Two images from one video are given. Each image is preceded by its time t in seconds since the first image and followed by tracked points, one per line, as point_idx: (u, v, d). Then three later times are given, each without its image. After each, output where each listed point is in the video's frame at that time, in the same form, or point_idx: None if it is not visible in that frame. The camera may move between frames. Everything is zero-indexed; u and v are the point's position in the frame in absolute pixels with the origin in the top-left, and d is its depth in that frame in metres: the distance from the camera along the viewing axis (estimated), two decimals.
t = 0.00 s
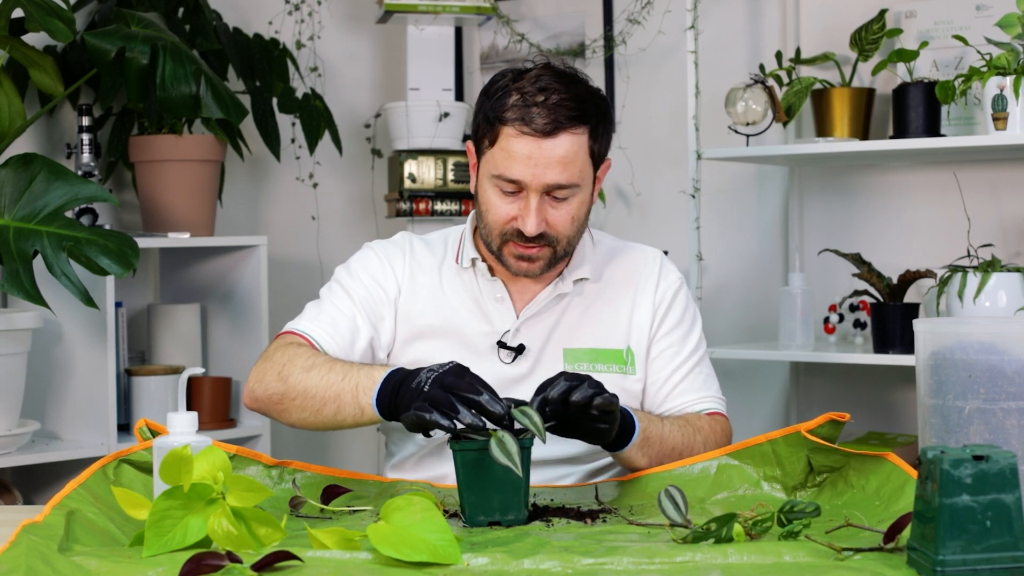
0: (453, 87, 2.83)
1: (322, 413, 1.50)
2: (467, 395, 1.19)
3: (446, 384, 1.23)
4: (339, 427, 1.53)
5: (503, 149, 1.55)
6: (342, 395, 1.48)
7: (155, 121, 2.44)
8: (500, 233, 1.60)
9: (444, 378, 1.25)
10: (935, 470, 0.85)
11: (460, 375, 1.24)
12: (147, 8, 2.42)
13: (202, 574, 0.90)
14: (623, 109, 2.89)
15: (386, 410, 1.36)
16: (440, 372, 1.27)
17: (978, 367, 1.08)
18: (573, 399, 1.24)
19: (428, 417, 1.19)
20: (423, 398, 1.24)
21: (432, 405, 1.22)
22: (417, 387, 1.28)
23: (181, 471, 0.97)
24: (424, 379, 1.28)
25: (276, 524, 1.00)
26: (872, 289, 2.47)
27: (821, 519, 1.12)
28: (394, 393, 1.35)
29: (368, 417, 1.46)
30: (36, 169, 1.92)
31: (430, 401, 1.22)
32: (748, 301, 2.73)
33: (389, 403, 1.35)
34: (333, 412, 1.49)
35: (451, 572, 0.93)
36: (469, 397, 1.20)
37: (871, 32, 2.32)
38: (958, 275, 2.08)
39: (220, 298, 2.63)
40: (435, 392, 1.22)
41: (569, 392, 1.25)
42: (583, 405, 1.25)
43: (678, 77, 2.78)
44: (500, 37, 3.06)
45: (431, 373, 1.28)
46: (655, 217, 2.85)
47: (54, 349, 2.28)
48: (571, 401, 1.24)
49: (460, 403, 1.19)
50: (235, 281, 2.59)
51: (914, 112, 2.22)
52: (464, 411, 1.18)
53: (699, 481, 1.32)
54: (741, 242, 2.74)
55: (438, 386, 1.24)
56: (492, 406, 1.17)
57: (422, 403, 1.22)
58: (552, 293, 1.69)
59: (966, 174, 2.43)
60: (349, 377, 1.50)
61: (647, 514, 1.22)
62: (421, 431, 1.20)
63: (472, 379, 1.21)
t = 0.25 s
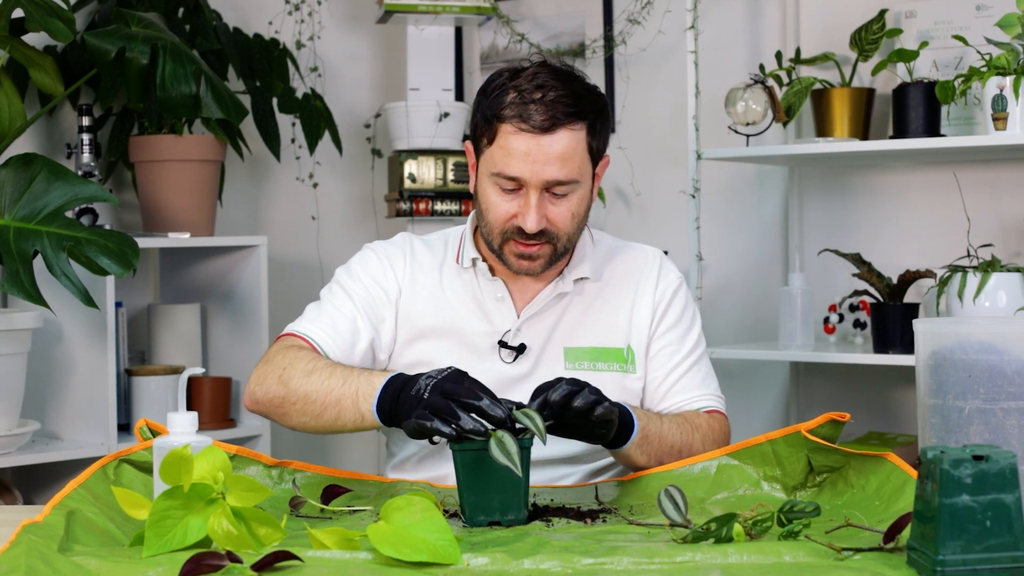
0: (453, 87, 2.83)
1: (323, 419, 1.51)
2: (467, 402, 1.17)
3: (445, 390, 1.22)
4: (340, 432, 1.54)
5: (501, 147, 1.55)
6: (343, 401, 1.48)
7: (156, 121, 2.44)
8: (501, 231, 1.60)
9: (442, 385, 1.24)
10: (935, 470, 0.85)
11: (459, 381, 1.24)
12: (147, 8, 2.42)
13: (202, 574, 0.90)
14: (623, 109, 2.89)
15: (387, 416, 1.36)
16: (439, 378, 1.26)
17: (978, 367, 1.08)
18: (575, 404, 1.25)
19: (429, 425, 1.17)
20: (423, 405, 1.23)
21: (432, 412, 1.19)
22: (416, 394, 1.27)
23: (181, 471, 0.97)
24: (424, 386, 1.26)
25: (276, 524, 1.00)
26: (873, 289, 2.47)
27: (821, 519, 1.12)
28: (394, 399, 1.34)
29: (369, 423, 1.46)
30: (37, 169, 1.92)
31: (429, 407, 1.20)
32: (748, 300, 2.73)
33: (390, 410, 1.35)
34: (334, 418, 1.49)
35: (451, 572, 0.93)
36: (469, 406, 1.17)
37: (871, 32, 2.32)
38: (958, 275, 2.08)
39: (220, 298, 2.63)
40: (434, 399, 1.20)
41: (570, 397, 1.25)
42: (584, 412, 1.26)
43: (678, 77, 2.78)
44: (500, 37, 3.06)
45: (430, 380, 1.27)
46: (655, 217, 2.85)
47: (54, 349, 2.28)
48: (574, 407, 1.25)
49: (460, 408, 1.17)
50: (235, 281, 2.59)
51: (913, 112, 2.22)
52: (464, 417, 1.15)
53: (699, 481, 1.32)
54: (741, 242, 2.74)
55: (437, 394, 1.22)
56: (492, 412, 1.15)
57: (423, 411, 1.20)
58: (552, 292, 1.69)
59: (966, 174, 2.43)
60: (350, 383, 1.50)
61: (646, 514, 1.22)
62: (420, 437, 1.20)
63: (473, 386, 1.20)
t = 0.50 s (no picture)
0: (453, 87, 2.83)
1: (323, 422, 1.51)
2: (462, 407, 1.18)
3: (441, 394, 1.22)
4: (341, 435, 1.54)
5: (501, 144, 1.55)
6: (343, 404, 1.48)
7: (156, 121, 2.44)
8: (501, 229, 1.60)
9: (439, 388, 1.25)
10: (935, 469, 0.86)
11: (456, 386, 1.25)
12: (147, 8, 2.42)
13: (202, 574, 0.90)
14: (623, 109, 2.89)
15: (386, 420, 1.36)
16: (435, 383, 1.27)
17: (978, 367, 1.08)
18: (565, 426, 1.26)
19: (426, 431, 1.18)
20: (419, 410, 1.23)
21: (428, 417, 1.19)
22: (413, 397, 1.28)
23: (181, 471, 0.97)
24: (421, 391, 1.27)
25: (276, 524, 1.00)
26: (872, 289, 2.47)
27: (821, 519, 1.12)
28: (393, 403, 1.34)
29: (369, 426, 1.46)
30: (37, 169, 1.92)
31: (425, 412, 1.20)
32: (748, 300, 2.73)
33: (391, 412, 1.34)
34: (334, 421, 1.49)
35: (451, 571, 0.93)
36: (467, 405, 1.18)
37: (871, 32, 2.32)
38: (958, 275, 2.08)
39: (220, 298, 2.63)
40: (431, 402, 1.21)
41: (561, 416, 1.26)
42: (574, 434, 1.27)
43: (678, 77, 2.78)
44: (500, 37, 3.07)
45: (427, 385, 1.27)
46: (654, 217, 2.85)
47: (53, 349, 2.28)
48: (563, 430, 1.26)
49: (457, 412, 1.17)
50: (235, 281, 2.59)
51: (913, 112, 2.22)
52: (458, 422, 1.15)
53: (699, 480, 1.32)
54: (741, 242, 2.74)
55: (434, 398, 1.23)
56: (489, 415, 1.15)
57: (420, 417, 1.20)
58: (552, 292, 1.69)
59: (966, 174, 2.43)
60: (349, 386, 1.49)
61: (647, 514, 1.22)
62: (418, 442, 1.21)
63: (468, 391, 1.20)
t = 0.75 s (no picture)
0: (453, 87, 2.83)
1: (309, 408, 1.51)
2: (448, 377, 1.23)
3: (427, 365, 1.26)
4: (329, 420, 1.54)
5: (499, 143, 1.55)
6: (326, 387, 1.49)
7: (156, 121, 2.44)
8: (499, 228, 1.60)
9: (422, 360, 1.27)
10: (935, 469, 0.86)
11: (439, 356, 1.27)
12: (147, 8, 2.42)
13: (202, 574, 0.90)
14: (623, 109, 2.89)
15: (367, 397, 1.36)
16: (418, 356, 1.29)
17: (978, 367, 1.08)
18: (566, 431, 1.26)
19: (411, 403, 1.23)
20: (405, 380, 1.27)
21: (414, 389, 1.25)
22: (395, 370, 1.29)
23: (182, 471, 0.97)
24: (404, 364, 1.29)
25: (276, 524, 1.00)
26: (873, 289, 2.47)
27: (821, 519, 1.12)
28: (373, 379, 1.34)
29: (354, 405, 1.47)
30: (37, 169, 1.93)
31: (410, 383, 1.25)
32: (748, 300, 2.74)
33: (370, 389, 1.34)
34: (320, 406, 1.50)
35: (451, 571, 0.93)
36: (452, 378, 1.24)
37: (871, 32, 2.32)
38: (957, 275, 2.08)
39: (220, 298, 2.63)
40: (416, 372, 1.26)
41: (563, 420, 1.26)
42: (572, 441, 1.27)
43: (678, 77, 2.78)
44: (500, 37, 3.07)
45: (411, 358, 1.29)
46: (654, 217, 2.85)
47: (54, 349, 2.28)
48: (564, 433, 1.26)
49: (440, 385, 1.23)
50: (235, 281, 2.59)
51: (913, 112, 2.22)
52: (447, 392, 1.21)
53: (699, 480, 1.32)
54: (741, 242, 2.74)
55: (418, 369, 1.27)
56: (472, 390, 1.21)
57: (406, 388, 1.25)
58: (552, 291, 1.69)
59: (966, 174, 2.43)
60: (331, 368, 1.50)
61: (647, 514, 1.22)
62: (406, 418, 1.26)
63: (451, 360, 1.25)
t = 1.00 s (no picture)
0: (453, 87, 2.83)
1: (292, 396, 1.54)
2: (436, 375, 1.28)
3: (415, 351, 1.30)
4: (313, 414, 1.57)
5: (495, 141, 1.55)
6: (309, 374, 1.52)
7: (156, 121, 2.44)
8: (496, 227, 1.60)
9: (412, 344, 1.31)
10: (935, 469, 0.86)
11: (428, 343, 1.31)
12: (147, 8, 2.42)
13: (202, 574, 0.90)
14: (623, 109, 2.89)
15: (347, 378, 1.40)
16: (409, 338, 1.33)
17: (978, 367, 1.08)
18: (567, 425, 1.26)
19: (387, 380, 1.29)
20: (389, 355, 1.31)
21: (398, 368, 1.29)
22: (380, 348, 1.34)
23: (182, 471, 0.97)
24: (393, 340, 1.34)
25: (276, 524, 1.00)
26: (873, 289, 2.47)
27: (821, 519, 1.12)
28: (354, 361, 1.39)
29: (332, 388, 1.50)
30: (37, 169, 1.93)
31: (394, 363, 1.30)
32: (748, 301, 2.74)
33: (350, 369, 1.39)
34: (302, 394, 1.53)
35: (451, 571, 0.93)
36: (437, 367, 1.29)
37: (871, 32, 2.32)
38: (957, 275, 2.08)
39: (220, 297, 2.63)
40: (403, 353, 1.30)
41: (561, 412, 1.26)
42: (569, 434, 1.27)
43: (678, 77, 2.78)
44: (500, 37, 3.07)
45: (400, 336, 1.34)
46: (654, 217, 2.85)
47: (54, 349, 2.28)
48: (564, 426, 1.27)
49: (423, 372, 1.28)
50: (235, 281, 2.59)
51: (913, 112, 2.22)
52: (430, 396, 1.27)
53: (699, 480, 1.32)
54: (741, 242, 2.74)
55: (406, 349, 1.31)
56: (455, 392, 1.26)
57: (391, 364, 1.30)
58: (551, 292, 1.69)
59: (966, 175, 2.43)
60: (316, 357, 1.54)
61: (647, 514, 1.22)
62: (378, 386, 1.32)
63: (442, 357, 1.29)
